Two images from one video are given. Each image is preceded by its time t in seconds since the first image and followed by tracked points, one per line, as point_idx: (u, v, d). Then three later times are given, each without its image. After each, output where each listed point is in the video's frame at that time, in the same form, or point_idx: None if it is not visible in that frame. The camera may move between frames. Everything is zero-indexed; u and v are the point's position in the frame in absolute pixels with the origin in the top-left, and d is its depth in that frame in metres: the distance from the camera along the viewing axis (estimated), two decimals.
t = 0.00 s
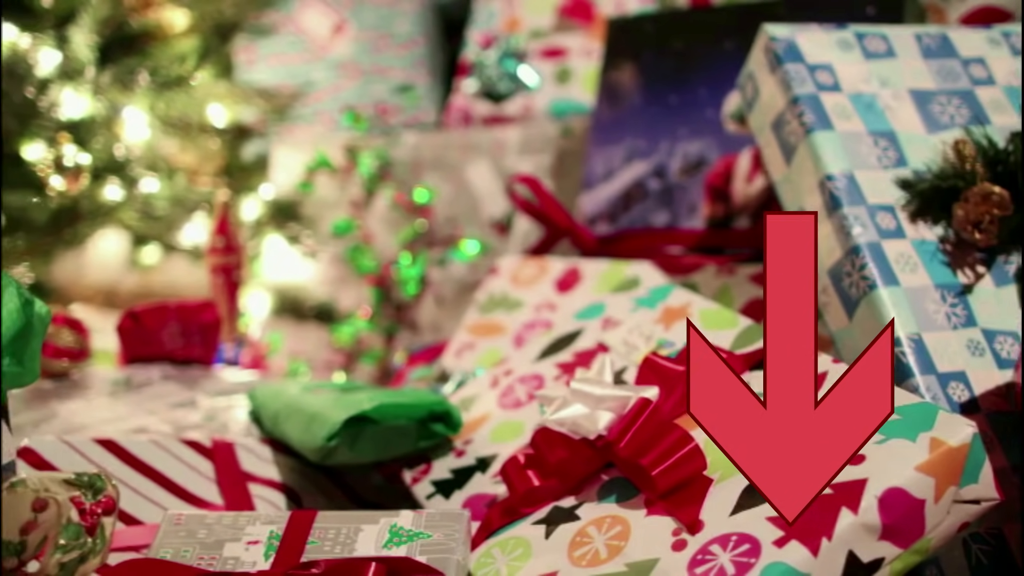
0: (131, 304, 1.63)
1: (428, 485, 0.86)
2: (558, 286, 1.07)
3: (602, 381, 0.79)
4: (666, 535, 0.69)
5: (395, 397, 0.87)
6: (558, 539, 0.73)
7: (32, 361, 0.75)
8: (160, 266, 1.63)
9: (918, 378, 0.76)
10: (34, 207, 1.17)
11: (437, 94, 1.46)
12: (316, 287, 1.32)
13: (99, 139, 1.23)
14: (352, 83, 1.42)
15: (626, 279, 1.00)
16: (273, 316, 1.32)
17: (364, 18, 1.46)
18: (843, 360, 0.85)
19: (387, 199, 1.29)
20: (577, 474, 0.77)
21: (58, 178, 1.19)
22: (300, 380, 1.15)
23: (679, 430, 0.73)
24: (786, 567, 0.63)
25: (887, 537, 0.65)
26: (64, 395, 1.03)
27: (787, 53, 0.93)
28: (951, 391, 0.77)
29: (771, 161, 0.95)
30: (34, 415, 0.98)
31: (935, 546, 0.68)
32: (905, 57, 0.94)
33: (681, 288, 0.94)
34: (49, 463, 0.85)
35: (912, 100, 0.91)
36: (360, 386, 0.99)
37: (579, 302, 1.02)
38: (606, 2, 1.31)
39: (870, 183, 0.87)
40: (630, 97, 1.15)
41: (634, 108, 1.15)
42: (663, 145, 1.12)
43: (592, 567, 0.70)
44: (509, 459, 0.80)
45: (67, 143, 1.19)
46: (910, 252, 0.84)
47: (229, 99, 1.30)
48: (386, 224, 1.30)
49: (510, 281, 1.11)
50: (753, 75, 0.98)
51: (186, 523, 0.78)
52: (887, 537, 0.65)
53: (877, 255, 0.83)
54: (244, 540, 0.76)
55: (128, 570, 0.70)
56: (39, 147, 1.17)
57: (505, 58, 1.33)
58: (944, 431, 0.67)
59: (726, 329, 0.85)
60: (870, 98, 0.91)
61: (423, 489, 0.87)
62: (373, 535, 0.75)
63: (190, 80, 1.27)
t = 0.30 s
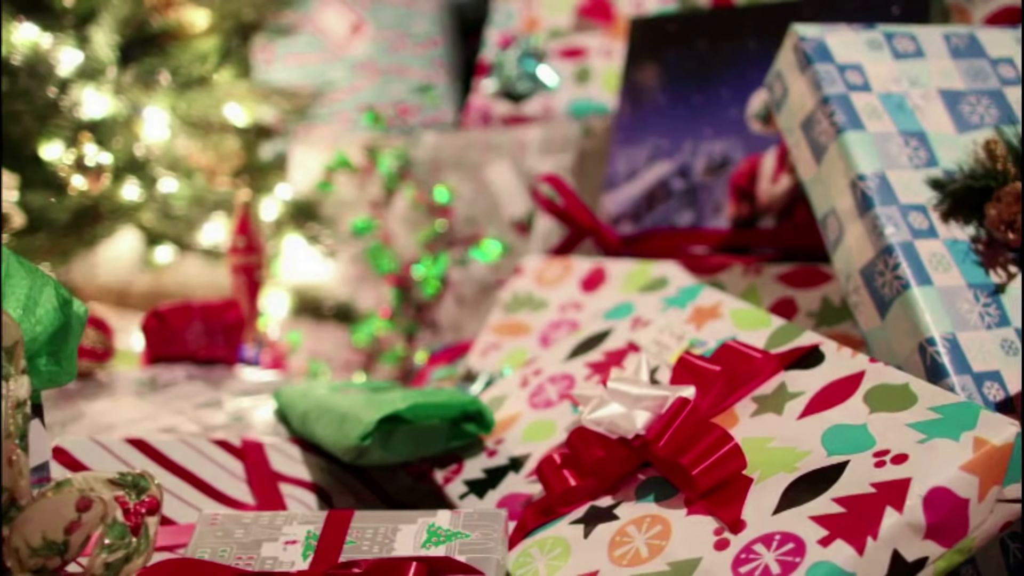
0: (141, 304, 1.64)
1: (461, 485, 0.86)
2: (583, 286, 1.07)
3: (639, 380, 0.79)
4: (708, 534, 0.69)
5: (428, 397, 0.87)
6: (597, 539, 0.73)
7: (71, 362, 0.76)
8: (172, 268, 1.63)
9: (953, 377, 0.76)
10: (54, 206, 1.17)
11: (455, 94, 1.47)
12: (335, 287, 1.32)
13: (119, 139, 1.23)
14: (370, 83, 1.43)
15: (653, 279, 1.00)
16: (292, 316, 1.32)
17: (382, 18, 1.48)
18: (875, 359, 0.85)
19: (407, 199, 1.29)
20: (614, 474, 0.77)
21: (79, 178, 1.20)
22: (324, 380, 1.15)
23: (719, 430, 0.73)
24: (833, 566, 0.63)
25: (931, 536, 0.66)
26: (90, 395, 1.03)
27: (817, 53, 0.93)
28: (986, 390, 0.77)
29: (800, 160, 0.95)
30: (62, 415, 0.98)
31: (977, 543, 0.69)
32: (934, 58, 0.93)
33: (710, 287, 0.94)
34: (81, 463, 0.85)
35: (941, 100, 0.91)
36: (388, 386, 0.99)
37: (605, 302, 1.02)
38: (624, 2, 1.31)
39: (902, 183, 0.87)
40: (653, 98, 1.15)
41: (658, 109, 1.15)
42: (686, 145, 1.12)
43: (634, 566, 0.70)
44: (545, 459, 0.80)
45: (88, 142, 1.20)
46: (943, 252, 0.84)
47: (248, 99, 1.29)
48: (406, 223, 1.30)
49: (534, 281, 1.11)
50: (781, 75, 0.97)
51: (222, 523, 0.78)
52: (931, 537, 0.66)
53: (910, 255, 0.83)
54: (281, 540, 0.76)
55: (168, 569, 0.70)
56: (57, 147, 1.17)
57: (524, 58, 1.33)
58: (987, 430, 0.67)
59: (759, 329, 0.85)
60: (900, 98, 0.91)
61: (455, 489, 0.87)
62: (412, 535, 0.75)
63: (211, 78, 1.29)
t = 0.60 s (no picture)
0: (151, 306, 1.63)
1: (486, 485, 0.86)
2: (602, 286, 1.07)
3: (668, 380, 0.79)
4: (740, 534, 0.69)
5: (453, 397, 0.87)
6: (627, 538, 0.73)
7: (100, 362, 0.75)
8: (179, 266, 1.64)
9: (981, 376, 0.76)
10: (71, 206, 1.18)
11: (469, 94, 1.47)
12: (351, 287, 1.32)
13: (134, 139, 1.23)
14: (383, 83, 1.43)
15: (675, 279, 1.00)
16: (307, 316, 1.32)
17: (396, 18, 1.49)
18: (901, 358, 0.85)
19: (422, 198, 1.29)
20: (642, 474, 0.77)
21: (96, 179, 1.20)
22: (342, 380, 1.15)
23: (749, 429, 0.73)
24: (867, 565, 0.63)
25: (966, 536, 0.65)
26: (110, 395, 1.03)
27: (840, 53, 0.92)
28: (1014, 390, 0.77)
29: (823, 160, 0.95)
30: (83, 415, 0.98)
31: (1010, 542, 0.68)
32: (957, 58, 0.93)
33: (734, 287, 0.94)
34: (107, 463, 0.85)
35: (964, 100, 0.91)
36: (410, 386, 0.99)
37: (625, 302, 1.02)
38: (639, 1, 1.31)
39: (926, 183, 0.87)
40: (672, 98, 1.15)
41: (677, 109, 1.15)
42: (705, 145, 1.12)
43: (665, 566, 0.70)
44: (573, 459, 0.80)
45: (104, 142, 1.21)
46: (968, 252, 0.84)
47: (263, 98, 1.29)
48: (421, 223, 1.30)
49: (553, 281, 1.11)
50: (804, 75, 0.97)
51: (251, 523, 0.78)
52: (966, 536, 0.65)
53: (936, 255, 0.83)
54: (310, 540, 0.76)
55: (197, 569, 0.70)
56: (71, 146, 1.18)
57: (540, 57, 1.34)
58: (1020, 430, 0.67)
59: (785, 329, 0.85)
60: (923, 98, 0.91)
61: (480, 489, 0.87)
62: (441, 535, 0.75)
63: (228, 80, 1.28)
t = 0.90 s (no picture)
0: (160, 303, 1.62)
1: (516, 485, 0.86)
2: (625, 286, 1.07)
3: (700, 379, 0.79)
4: (778, 534, 0.69)
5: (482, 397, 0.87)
6: (662, 538, 0.74)
7: (133, 361, 0.75)
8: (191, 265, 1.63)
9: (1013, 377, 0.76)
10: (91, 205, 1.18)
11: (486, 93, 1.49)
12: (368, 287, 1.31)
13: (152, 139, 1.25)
14: (400, 82, 1.45)
15: (699, 278, 1.00)
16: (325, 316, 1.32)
17: (413, 17, 1.51)
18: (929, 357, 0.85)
19: (440, 199, 1.29)
20: (675, 473, 0.77)
21: (116, 177, 1.22)
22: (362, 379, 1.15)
23: (784, 428, 0.74)
24: (907, 565, 0.63)
25: (1005, 535, 0.64)
26: (133, 395, 1.02)
27: (866, 53, 0.92)
28: None
29: (849, 160, 0.95)
30: (107, 415, 0.97)
31: None
32: (983, 58, 0.94)
33: (759, 288, 0.94)
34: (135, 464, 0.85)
35: (991, 100, 0.91)
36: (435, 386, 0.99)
37: (648, 302, 1.02)
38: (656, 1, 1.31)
39: (954, 183, 0.87)
40: (693, 98, 1.15)
41: (698, 109, 1.14)
42: (726, 145, 1.12)
43: (701, 565, 0.70)
44: (606, 459, 0.80)
45: (124, 142, 1.22)
46: (997, 251, 0.84)
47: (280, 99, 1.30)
48: (439, 223, 1.30)
49: (575, 281, 1.11)
50: (829, 74, 0.97)
51: (283, 523, 0.78)
52: (1005, 535, 0.64)
53: (965, 254, 0.83)
54: (344, 540, 0.76)
55: (233, 569, 0.70)
56: (88, 147, 1.19)
57: (557, 58, 1.34)
58: None
59: (814, 329, 0.85)
60: (950, 98, 0.91)
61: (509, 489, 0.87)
62: (475, 535, 0.75)
63: (247, 78, 1.31)
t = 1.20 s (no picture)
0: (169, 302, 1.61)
1: (545, 484, 0.85)
2: (647, 286, 1.07)
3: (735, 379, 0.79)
4: (815, 533, 0.69)
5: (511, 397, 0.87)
6: (697, 537, 0.73)
7: (166, 359, 0.70)
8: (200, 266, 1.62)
9: None
10: (109, 205, 1.19)
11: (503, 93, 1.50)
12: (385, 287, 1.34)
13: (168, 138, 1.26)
14: (417, 82, 1.49)
15: (722, 279, 1.00)
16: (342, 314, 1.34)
17: (430, 17, 1.52)
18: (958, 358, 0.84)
19: (459, 199, 1.30)
20: (708, 472, 0.77)
21: (135, 178, 1.23)
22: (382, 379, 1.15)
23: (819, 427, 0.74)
24: (948, 564, 0.63)
25: None
26: (157, 395, 1.02)
27: (893, 53, 0.92)
28: None
29: (875, 160, 0.95)
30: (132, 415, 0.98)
31: None
32: (1009, 57, 0.93)
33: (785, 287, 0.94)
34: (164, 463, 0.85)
35: (1017, 100, 0.91)
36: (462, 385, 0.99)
37: (671, 302, 1.02)
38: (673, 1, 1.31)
39: (983, 183, 0.86)
40: (714, 98, 1.15)
41: (719, 109, 1.15)
42: (748, 145, 1.12)
43: (738, 564, 0.70)
44: (638, 460, 0.80)
45: (144, 142, 1.24)
46: None
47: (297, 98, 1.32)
48: (456, 222, 1.31)
49: (597, 280, 1.11)
50: (854, 75, 0.97)
51: (317, 522, 0.78)
52: None
53: (994, 254, 0.83)
54: (379, 540, 0.76)
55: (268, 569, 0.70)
56: (104, 146, 1.20)
57: (575, 58, 1.34)
58: None
59: (844, 328, 0.85)
60: (976, 98, 0.91)
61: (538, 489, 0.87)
62: (510, 534, 0.75)
63: (266, 77, 1.32)
